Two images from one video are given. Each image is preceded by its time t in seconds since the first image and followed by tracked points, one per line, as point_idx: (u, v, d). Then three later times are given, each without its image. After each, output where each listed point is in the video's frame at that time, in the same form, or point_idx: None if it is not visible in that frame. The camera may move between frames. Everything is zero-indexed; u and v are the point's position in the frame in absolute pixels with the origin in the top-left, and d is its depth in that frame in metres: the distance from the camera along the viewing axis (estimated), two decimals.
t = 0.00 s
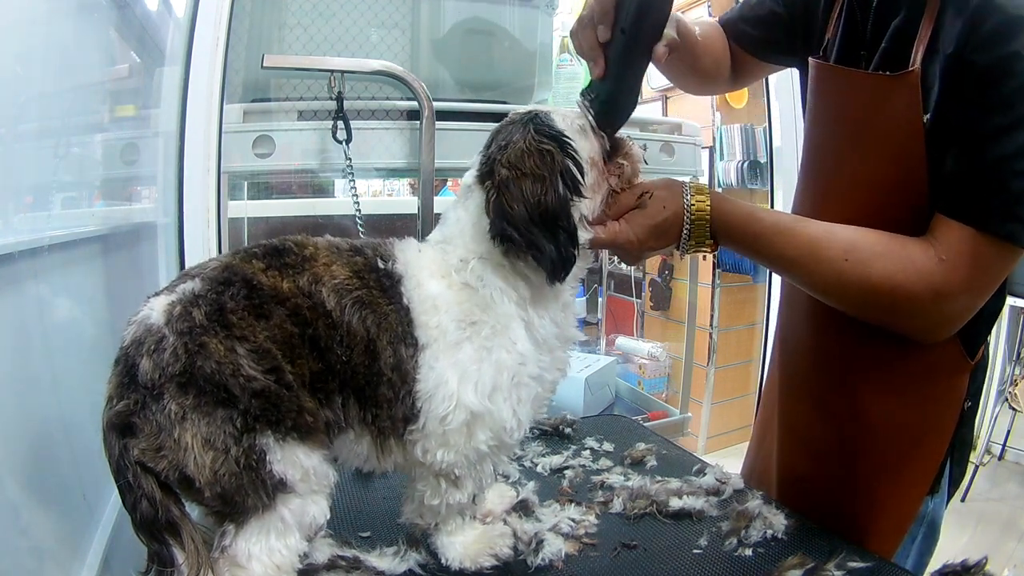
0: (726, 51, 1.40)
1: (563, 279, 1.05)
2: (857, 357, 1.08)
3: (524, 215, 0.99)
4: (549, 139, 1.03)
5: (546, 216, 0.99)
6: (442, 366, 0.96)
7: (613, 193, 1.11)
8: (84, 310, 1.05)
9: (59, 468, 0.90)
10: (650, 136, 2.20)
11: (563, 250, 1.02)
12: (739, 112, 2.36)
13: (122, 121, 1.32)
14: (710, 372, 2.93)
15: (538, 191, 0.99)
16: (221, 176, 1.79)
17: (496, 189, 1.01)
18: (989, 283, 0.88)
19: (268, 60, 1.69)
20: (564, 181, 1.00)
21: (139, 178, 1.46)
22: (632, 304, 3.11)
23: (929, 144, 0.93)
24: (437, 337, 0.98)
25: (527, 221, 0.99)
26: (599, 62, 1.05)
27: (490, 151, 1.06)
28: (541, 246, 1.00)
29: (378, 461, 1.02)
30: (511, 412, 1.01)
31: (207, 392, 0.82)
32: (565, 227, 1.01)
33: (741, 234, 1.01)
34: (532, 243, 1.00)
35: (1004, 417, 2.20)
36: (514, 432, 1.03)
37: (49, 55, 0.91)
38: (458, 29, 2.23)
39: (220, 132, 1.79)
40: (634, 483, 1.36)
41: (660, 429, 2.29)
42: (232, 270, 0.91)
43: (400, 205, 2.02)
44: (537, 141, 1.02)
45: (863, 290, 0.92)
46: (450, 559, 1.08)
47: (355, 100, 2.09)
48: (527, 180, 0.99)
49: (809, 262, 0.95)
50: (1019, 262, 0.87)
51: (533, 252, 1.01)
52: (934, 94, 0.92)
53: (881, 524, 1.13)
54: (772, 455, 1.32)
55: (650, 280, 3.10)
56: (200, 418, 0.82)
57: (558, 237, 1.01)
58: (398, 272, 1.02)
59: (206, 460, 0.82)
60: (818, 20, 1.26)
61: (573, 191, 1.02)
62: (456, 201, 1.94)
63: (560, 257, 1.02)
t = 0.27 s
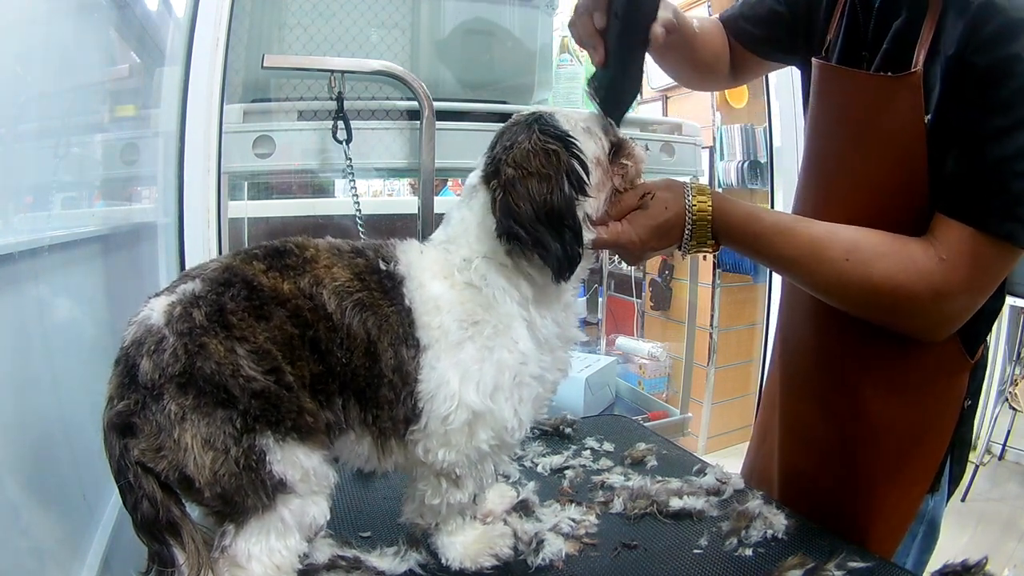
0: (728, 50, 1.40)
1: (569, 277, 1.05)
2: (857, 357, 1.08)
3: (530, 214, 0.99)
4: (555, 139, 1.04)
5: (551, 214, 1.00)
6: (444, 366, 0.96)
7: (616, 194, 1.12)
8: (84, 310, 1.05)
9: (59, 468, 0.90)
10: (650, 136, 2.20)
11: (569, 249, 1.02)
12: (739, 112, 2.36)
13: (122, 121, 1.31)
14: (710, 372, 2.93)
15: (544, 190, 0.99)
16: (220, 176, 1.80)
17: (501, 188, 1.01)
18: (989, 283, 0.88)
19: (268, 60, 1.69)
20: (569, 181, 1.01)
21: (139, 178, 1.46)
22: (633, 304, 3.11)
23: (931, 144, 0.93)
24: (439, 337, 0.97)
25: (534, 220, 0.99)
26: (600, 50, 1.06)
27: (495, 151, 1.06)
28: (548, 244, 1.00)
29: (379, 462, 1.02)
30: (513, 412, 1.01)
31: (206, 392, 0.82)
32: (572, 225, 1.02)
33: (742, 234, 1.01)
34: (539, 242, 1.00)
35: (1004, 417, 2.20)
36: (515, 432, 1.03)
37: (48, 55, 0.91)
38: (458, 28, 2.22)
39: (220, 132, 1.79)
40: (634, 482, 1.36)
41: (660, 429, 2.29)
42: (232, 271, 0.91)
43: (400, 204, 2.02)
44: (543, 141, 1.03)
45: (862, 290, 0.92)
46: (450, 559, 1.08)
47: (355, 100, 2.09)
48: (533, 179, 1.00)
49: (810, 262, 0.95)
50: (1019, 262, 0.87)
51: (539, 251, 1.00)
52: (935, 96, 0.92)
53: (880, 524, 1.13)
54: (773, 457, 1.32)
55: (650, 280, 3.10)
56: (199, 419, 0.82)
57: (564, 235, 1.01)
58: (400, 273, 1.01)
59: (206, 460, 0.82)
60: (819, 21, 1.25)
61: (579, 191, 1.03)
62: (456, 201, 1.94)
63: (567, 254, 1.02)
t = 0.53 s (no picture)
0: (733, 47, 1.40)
1: (572, 273, 1.05)
2: (857, 357, 1.08)
3: (533, 210, 0.99)
4: (555, 136, 1.03)
5: (553, 211, 1.00)
6: (445, 366, 0.96)
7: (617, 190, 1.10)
8: (84, 310, 1.05)
9: (59, 468, 0.90)
10: (650, 136, 2.20)
11: (572, 245, 1.02)
12: (739, 112, 2.36)
13: (122, 120, 1.31)
14: (710, 372, 2.93)
15: (544, 187, 0.99)
16: (220, 176, 1.80)
17: (503, 186, 1.01)
18: (988, 284, 0.88)
19: (267, 60, 1.70)
20: (570, 177, 1.01)
21: (139, 178, 1.46)
22: (632, 304, 3.10)
23: (931, 145, 0.93)
24: (441, 337, 0.97)
25: (536, 216, 1.00)
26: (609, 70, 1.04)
27: (495, 150, 1.06)
28: (550, 241, 1.01)
29: (380, 461, 1.02)
30: (514, 411, 1.01)
31: (206, 392, 0.82)
32: (574, 221, 1.01)
33: (741, 233, 1.01)
34: (541, 239, 1.00)
35: (1004, 417, 2.20)
36: (516, 432, 1.03)
37: (49, 55, 0.91)
38: (458, 28, 2.22)
39: (220, 132, 1.79)
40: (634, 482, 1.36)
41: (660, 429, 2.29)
42: (233, 272, 0.91)
43: (400, 204, 2.02)
44: (543, 138, 1.02)
45: (861, 289, 0.92)
46: (450, 559, 1.08)
47: (355, 100, 2.09)
48: (534, 176, 1.00)
49: (809, 261, 0.95)
50: (1017, 261, 0.87)
51: (542, 247, 1.01)
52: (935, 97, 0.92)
53: (879, 524, 1.13)
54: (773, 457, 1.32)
55: (650, 280, 3.10)
56: (199, 418, 0.82)
57: (567, 231, 1.01)
58: (401, 274, 1.01)
59: (205, 460, 0.82)
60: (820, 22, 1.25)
61: (580, 187, 1.02)
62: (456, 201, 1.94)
63: (570, 251, 1.02)
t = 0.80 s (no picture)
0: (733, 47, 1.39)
1: (575, 270, 1.05)
2: (857, 357, 1.08)
3: (534, 208, 1.00)
4: (555, 135, 1.03)
5: (554, 209, 1.00)
6: (445, 367, 0.96)
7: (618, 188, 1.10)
8: (84, 310, 1.05)
9: (59, 468, 0.90)
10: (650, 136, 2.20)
11: (574, 242, 1.02)
12: (739, 112, 2.36)
13: (122, 121, 1.31)
14: (710, 372, 2.93)
15: (545, 186, 1.00)
16: (220, 176, 1.80)
17: (504, 185, 1.02)
18: (986, 284, 0.88)
19: (267, 60, 1.70)
20: (571, 175, 1.01)
21: (139, 178, 1.46)
22: (633, 304, 3.09)
23: (931, 146, 0.93)
24: (441, 337, 0.97)
25: (537, 214, 1.00)
26: (610, 65, 1.01)
27: (496, 151, 1.06)
28: (552, 238, 1.01)
29: (380, 461, 1.02)
30: (514, 411, 1.01)
31: (206, 392, 0.82)
32: (575, 219, 1.02)
33: (741, 232, 1.02)
34: (544, 237, 1.01)
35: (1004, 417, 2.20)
36: (516, 432, 1.03)
37: (49, 56, 0.91)
38: (458, 28, 2.22)
39: (220, 132, 1.79)
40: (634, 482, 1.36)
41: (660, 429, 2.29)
42: (233, 272, 0.91)
43: (400, 204, 2.02)
44: (543, 137, 1.03)
45: (861, 289, 0.92)
46: (450, 559, 1.08)
47: (355, 100, 2.09)
48: (535, 175, 1.00)
49: (809, 260, 0.95)
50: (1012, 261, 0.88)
51: (545, 245, 1.01)
52: (934, 99, 0.92)
53: (878, 523, 1.13)
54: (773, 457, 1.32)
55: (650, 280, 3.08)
56: (199, 418, 0.82)
57: (569, 229, 1.02)
58: (401, 275, 1.01)
59: (205, 460, 0.82)
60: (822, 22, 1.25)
61: (581, 185, 1.02)
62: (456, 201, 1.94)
63: (572, 248, 1.03)
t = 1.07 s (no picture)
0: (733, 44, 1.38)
1: (574, 266, 1.05)
2: (857, 357, 1.08)
3: (533, 205, 1.00)
4: (553, 133, 1.04)
5: (553, 205, 1.00)
6: (446, 366, 0.96)
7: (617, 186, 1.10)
8: (84, 310, 1.05)
9: (58, 468, 0.90)
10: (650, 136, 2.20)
11: (574, 238, 1.03)
12: (739, 112, 2.36)
13: (122, 121, 1.31)
14: (710, 372, 2.93)
15: (544, 183, 1.00)
16: (220, 176, 1.80)
17: (503, 182, 1.01)
18: (984, 283, 0.89)
19: (267, 60, 1.70)
20: (569, 172, 1.01)
21: (139, 178, 1.46)
22: (632, 304, 3.09)
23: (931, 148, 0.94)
24: (442, 337, 0.97)
25: (536, 211, 1.00)
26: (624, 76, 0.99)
27: (494, 150, 1.06)
28: (552, 235, 1.01)
29: (380, 462, 1.02)
30: (515, 411, 1.01)
31: (206, 392, 0.82)
32: (574, 215, 1.02)
33: (741, 232, 1.02)
34: (544, 234, 1.01)
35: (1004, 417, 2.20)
36: (517, 432, 1.03)
37: (49, 56, 0.91)
38: (458, 28, 2.22)
39: (220, 132, 1.79)
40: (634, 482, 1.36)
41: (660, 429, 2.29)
42: (234, 273, 0.91)
43: (400, 205, 2.02)
44: (541, 135, 1.03)
45: (860, 288, 0.93)
46: (450, 559, 1.08)
47: (355, 100, 2.09)
48: (533, 172, 1.00)
49: (808, 260, 0.95)
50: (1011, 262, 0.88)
51: (544, 241, 1.01)
52: (934, 103, 0.92)
53: (878, 523, 1.13)
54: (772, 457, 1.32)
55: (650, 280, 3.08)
56: (199, 418, 0.82)
57: (567, 225, 1.02)
58: (401, 275, 1.01)
59: (205, 459, 0.82)
60: (825, 18, 1.25)
61: (579, 182, 1.03)
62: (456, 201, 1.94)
63: (571, 244, 1.03)
